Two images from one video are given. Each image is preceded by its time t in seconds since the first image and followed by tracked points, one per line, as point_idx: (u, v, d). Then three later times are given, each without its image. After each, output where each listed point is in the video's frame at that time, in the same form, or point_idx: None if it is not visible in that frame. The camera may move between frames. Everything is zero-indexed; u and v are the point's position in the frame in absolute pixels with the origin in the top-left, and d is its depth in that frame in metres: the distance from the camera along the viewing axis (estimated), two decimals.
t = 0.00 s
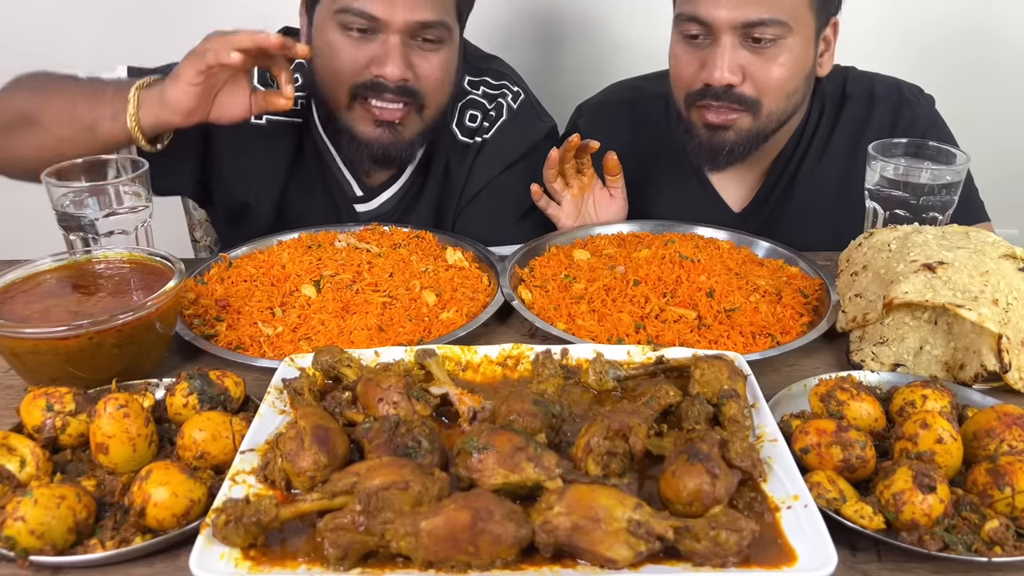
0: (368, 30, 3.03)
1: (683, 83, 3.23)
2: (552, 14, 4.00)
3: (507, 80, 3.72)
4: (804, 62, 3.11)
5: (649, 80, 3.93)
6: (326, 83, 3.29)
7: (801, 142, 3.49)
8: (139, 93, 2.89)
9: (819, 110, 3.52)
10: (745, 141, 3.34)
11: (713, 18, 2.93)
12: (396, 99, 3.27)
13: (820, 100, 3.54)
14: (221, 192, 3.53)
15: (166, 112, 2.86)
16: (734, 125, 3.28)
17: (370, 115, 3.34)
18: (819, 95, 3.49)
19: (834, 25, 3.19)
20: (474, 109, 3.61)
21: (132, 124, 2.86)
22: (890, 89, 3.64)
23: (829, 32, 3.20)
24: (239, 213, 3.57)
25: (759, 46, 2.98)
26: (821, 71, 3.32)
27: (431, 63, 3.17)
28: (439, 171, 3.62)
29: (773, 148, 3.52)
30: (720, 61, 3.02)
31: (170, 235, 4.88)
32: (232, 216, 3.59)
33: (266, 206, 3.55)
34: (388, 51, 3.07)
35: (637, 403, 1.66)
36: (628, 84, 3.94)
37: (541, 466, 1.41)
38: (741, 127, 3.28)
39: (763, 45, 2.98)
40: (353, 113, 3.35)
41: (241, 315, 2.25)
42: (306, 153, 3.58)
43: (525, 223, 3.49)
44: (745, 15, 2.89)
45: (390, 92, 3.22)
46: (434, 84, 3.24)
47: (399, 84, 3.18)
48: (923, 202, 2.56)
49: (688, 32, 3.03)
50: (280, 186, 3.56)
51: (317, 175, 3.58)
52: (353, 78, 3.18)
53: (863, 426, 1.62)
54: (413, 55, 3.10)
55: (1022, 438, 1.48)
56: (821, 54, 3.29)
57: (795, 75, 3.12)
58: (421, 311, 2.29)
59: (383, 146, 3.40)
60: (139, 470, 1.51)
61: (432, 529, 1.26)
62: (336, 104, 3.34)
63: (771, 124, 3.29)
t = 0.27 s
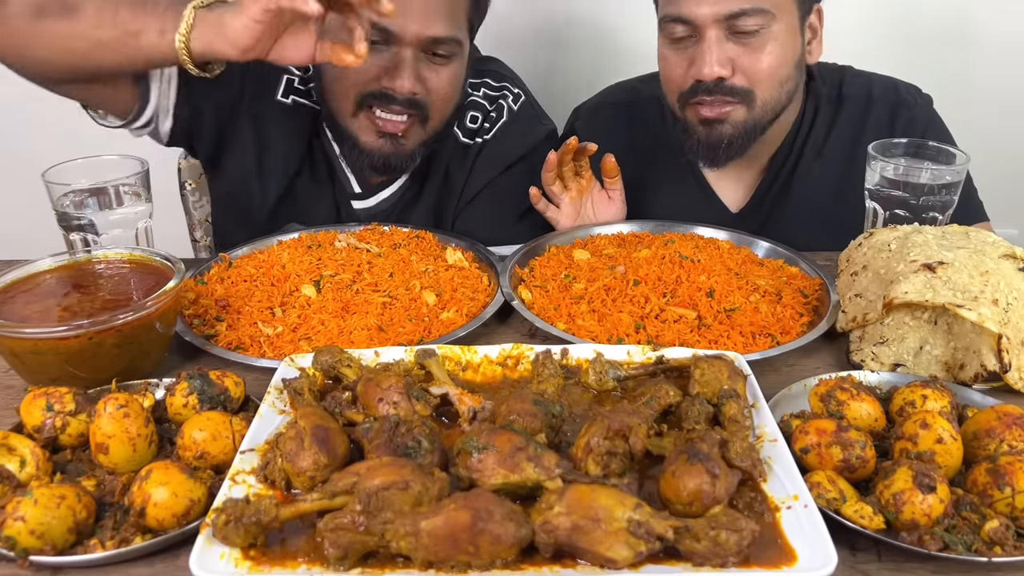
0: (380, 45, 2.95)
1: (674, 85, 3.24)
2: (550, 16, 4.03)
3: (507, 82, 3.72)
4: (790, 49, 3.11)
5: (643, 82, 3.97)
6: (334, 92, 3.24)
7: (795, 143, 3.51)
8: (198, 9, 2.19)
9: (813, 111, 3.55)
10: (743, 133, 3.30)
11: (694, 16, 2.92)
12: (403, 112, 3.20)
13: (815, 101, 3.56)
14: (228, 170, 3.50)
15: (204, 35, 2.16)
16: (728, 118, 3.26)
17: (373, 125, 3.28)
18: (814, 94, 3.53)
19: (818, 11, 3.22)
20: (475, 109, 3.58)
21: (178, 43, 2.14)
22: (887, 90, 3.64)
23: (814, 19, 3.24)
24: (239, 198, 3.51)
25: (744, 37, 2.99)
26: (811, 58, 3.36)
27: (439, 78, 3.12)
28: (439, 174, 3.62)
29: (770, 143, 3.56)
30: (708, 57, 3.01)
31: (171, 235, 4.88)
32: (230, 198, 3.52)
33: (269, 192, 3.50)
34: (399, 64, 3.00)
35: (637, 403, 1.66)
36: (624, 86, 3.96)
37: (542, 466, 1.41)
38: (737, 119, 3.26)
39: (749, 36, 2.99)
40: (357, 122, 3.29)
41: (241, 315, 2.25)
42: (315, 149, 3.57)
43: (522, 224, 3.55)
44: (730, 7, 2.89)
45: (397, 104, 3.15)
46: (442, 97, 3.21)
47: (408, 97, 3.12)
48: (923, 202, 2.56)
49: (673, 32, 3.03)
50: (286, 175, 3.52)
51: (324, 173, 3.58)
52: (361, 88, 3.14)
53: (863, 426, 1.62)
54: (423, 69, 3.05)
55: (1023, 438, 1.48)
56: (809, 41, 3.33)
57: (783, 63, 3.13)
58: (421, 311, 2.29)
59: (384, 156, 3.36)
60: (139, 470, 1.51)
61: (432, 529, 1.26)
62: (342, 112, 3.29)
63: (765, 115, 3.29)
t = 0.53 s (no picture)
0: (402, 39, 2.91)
1: (676, 87, 3.24)
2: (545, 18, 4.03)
3: (518, 84, 3.71)
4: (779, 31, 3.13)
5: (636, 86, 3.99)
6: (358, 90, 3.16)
7: (788, 143, 3.52)
8: (239, 137, 2.07)
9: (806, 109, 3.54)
10: (758, 116, 3.29)
11: (683, 12, 2.96)
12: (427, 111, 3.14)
13: (806, 100, 3.57)
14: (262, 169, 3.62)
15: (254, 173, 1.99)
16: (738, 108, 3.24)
17: (398, 123, 3.20)
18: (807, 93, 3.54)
19: None
20: (486, 109, 3.64)
21: (223, 172, 2.05)
22: (881, 89, 3.64)
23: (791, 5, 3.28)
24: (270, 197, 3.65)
25: (732, 23, 3.01)
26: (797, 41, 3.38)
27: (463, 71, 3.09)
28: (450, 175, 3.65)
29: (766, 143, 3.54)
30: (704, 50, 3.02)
31: (171, 235, 4.88)
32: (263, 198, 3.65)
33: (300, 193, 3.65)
34: (421, 61, 2.95)
35: (637, 403, 1.66)
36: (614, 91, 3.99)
37: (541, 466, 1.41)
38: (747, 103, 3.23)
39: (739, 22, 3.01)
40: (381, 122, 3.23)
41: (241, 315, 2.25)
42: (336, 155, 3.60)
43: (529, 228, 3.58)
44: None
45: (422, 104, 3.09)
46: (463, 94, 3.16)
47: (432, 94, 3.05)
48: (923, 202, 2.56)
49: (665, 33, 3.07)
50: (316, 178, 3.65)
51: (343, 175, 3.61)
52: (383, 87, 3.07)
53: (863, 426, 1.62)
54: (446, 65, 3.00)
55: (1023, 438, 1.48)
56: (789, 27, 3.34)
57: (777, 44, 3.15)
58: (421, 312, 2.29)
59: (407, 152, 3.37)
60: (139, 470, 1.51)
61: (432, 529, 1.26)
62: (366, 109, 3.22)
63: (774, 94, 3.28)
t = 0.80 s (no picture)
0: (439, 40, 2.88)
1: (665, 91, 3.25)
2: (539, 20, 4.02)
3: (523, 84, 3.70)
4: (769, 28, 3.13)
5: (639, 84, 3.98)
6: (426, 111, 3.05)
7: (785, 143, 3.50)
8: (258, 27, 2.20)
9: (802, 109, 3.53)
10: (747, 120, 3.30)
11: (671, 17, 2.95)
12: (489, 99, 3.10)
13: (803, 101, 3.55)
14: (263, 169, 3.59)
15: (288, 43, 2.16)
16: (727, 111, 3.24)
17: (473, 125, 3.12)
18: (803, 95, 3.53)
19: None
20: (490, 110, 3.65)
21: (251, 63, 2.18)
22: (878, 89, 3.63)
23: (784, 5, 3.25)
24: (271, 196, 3.62)
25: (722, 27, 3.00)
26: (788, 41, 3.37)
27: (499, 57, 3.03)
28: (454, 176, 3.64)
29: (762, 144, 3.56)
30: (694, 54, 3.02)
31: (171, 235, 4.88)
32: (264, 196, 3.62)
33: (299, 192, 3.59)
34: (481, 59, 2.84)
35: (637, 404, 1.66)
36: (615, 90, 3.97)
37: (541, 466, 1.41)
38: (736, 106, 3.24)
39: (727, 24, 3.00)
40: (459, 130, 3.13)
41: (241, 315, 2.25)
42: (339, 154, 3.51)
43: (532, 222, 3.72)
44: None
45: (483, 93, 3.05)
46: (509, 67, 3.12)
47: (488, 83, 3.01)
48: (923, 202, 2.56)
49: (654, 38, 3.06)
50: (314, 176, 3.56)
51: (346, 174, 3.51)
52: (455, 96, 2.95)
53: (863, 426, 1.62)
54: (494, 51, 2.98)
55: (1022, 438, 1.48)
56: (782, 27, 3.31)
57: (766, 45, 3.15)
58: (421, 312, 2.29)
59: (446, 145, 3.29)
60: (139, 470, 1.51)
61: (432, 529, 1.26)
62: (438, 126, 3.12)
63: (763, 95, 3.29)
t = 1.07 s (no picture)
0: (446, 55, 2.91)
1: (667, 94, 3.24)
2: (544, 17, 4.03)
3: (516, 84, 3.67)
4: (784, 58, 3.10)
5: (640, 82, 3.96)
6: (421, 115, 3.12)
7: (790, 140, 3.49)
8: (256, 117, 2.09)
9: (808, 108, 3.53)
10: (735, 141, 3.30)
11: (687, 26, 2.92)
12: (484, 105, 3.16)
13: (810, 101, 3.53)
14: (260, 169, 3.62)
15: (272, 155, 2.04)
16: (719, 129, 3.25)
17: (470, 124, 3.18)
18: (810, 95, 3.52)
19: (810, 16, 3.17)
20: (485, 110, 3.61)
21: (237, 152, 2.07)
22: (883, 89, 3.65)
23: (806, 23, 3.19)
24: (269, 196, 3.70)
25: (736, 50, 2.96)
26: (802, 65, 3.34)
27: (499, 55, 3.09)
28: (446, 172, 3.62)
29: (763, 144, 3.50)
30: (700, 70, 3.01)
31: (171, 235, 4.88)
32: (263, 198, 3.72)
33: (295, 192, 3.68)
34: (477, 63, 2.95)
35: (637, 403, 1.66)
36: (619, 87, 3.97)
37: (541, 466, 1.41)
38: (727, 130, 3.25)
39: (740, 49, 2.96)
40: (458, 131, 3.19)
41: (241, 315, 2.25)
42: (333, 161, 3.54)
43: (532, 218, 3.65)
44: (721, 20, 2.87)
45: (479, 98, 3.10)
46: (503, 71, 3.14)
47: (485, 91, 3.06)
48: (923, 202, 2.56)
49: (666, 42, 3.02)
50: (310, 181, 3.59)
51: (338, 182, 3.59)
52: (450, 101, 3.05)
53: (863, 426, 1.62)
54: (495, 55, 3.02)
55: (1023, 438, 1.48)
56: (801, 46, 3.26)
57: (769, 83, 3.12)
58: (421, 312, 2.29)
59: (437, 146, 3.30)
60: (139, 470, 1.51)
61: (432, 529, 1.26)
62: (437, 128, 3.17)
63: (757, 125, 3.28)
